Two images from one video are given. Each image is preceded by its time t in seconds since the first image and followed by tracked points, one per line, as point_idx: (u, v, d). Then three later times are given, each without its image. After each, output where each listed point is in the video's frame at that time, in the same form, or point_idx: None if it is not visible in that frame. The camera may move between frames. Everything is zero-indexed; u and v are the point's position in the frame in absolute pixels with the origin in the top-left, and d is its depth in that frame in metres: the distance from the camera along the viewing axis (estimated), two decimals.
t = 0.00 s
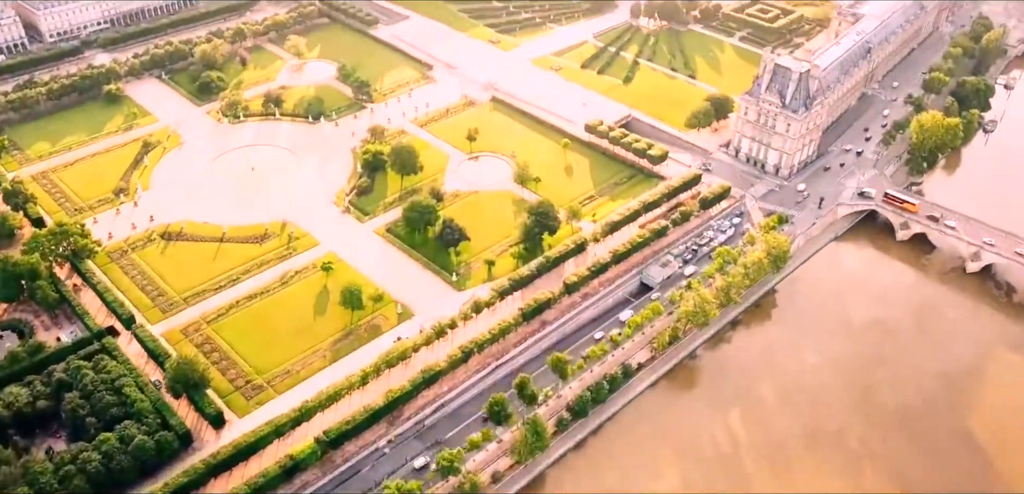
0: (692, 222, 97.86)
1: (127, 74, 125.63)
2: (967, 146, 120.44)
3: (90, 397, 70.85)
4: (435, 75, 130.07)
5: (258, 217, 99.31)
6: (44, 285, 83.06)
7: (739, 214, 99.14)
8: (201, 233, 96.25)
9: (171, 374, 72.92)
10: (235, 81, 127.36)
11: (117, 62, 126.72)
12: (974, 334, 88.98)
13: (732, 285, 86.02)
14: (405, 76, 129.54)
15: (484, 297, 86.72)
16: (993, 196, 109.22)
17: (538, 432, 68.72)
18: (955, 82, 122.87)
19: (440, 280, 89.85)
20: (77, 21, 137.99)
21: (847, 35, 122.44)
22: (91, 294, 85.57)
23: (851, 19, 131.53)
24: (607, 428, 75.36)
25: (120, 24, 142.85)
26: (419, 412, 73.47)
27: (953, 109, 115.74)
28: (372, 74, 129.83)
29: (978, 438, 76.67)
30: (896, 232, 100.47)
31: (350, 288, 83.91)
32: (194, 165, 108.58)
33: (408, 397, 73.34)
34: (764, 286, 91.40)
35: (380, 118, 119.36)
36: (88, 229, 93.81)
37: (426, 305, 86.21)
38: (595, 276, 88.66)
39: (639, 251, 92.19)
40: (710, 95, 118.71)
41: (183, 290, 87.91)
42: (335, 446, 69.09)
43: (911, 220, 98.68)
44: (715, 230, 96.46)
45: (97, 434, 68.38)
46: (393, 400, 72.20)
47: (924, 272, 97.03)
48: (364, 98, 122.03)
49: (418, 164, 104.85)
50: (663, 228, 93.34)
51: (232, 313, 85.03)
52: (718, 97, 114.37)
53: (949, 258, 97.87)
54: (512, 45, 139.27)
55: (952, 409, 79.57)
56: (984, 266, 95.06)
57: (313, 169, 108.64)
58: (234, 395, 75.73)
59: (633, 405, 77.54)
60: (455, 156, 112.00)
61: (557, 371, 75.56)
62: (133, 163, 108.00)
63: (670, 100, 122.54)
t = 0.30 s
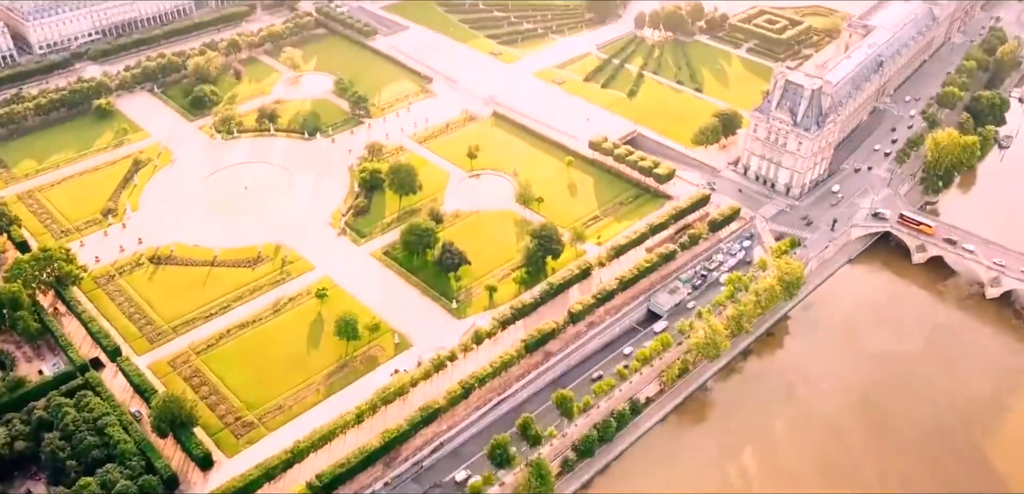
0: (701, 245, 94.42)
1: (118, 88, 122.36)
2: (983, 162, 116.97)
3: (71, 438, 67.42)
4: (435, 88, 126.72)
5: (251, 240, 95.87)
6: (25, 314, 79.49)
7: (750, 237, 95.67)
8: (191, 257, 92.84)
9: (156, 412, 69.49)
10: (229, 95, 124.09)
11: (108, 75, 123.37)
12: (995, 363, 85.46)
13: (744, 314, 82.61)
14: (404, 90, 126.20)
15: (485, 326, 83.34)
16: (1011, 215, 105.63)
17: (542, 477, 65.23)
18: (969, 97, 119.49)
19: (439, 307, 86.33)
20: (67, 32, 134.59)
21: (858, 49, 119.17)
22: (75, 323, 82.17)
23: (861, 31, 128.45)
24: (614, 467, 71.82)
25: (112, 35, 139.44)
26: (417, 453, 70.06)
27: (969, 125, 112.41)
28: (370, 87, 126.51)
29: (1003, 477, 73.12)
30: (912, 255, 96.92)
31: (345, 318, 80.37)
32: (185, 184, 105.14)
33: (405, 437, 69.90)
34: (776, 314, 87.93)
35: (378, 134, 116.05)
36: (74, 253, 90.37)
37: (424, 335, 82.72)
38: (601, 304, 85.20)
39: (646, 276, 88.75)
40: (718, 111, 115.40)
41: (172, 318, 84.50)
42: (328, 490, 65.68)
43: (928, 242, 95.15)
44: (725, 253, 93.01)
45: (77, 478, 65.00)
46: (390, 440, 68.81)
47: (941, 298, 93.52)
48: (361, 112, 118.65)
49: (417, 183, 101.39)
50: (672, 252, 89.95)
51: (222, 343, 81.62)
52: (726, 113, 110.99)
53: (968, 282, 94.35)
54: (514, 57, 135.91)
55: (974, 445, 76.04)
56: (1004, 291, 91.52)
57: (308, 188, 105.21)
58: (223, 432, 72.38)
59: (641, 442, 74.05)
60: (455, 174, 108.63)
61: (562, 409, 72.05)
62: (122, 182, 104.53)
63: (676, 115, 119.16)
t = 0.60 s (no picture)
0: (710, 270, 91.04)
1: (107, 102, 119.01)
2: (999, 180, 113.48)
3: (49, 484, 64.47)
4: (434, 103, 123.33)
5: (243, 264, 92.39)
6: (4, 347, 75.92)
7: (761, 261, 92.24)
8: (181, 282, 89.39)
9: (141, 454, 66.17)
10: (223, 109, 120.76)
11: (98, 89, 119.98)
12: (1017, 395, 82.06)
13: (755, 345, 79.15)
14: (402, 104, 122.86)
15: (486, 358, 79.76)
16: None
17: None
18: (985, 112, 116.04)
19: (438, 336, 82.84)
20: (57, 44, 131.12)
21: (869, 63, 115.87)
22: (58, 355, 78.81)
23: (873, 43, 124.26)
24: None
25: (104, 46, 135.98)
26: None
27: (984, 142, 108.96)
28: (368, 101, 123.12)
29: None
30: (929, 280, 93.44)
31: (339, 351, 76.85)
32: (175, 204, 101.65)
33: (403, 481, 66.53)
34: (789, 343, 84.52)
35: (375, 151, 112.68)
36: (59, 279, 86.94)
37: (423, 367, 79.26)
38: (607, 334, 81.75)
39: (654, 304, 85.33)
40: (726, 127, 112.01)
41: (159, 349, 81.04)
42: None
43: (945, 267, 91.68)
44: (735, 279, 89.57)
45: None
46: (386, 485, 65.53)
47: (960, 325, 90.11)
48: (358, 128, 115.26)
49: (416, 204, 97.96)
50: (680, 278, 86.56)
51: (212, 375, 78.19)
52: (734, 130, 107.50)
53: (987, 308, 90.94)
54: (516, 69, 132.47)
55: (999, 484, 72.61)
56: None
57: (303, 208, 101.76)
58: (211, 474, 69.06)
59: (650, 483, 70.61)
60: (455, 194, 105.27)
61: (567, 451, 68.71)
62: (110, 202, 101.15)
63: (682, 131, 115.74)
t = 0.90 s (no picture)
0: (719, 296, 87.72)
1: (97, 117, 115.75)
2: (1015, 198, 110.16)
3: None
4: (433, 117, 120.04)
5: (234, 290, 88.98)
6: None
7: (772, 287, 88.91)
8: (169, 309, 85.96)
9: None
10: (216, 125, 117.45)
11: (87, 104, 116.68)
12: None
13: (768, 378, 75.68)
14: (400, 119, 119.58)
15: (487, 392, 76.45)
16: None
17: None
18: (1000, 128, 112.78)
19: (438, 367, 79.45)
20: (47, 56, 127.75)
21: (881, 77, 112.58)
22: (40, 389, 75.50)
23: (884, 56, 120.70)
24: None
25: (95, 58, 132.58)
26: None
27: (1001, 160, 105.73)
28: (365, 116, 119.79)
29: None
30: (946, 306, 90.10)
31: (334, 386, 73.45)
32: (165, 225, 98.24)
33: None
34: (802, 375, 81.19)
35: (373, 169, 109.36)
36: (42, 306, 83.53)
37: (421, 401, 75.89)
38: (614, 366, 78.41)
39: (662, 333, 82.00)
40: (734, 144, 108.72)
41: (146, 381, 77.61)
42: None
43: (964, 293, 88.36)
44: (746, 306, 86.22)
45: None
46: None
47: (979, 354, 86.79)
48: (355, 145, 111.93)
49: (414, 226, 94.62)
50: (690, 305, 83.20)
51: (201, 410, 74.77)
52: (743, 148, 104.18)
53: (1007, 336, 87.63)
54: (517, 83, 129.18)
55: None
56: None
57: (297, 229, 98.37)
58: None
59: None
60: (456, 214, 101.95)
61: None
62: (98, 223, 97.84)
63: (689, 147, 112.47)
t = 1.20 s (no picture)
0: (730, 326, 84.20)
1: (86, 133, 112.37)
2: None
3: None
4: (433, 133, 116.54)
5: (225, 318, 85.52)
6: None
7: (785, 315, 85.39)
8: (157, 339, 82.46)
9: None
10: (209, 141, 113.97)
11: (77, 119, 113.33)
12: None
13: (783, 415, 72.16)
14: (398, 135, 116.13)
15: (489, 431, 72.99)
16: None
17: None
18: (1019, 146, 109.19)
19: (437, 402, 75.96)
20: (36, 69, 124.42)
21: (895, 93, 109.01)
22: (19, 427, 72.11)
23: (897, 70, 117.05)
24: None
25: (86, 70, 129.28)
26: None
27: (1020, 180, 102.11)
28: (363, 132, 116.30)
29: None
30: (966, 335, 86.53)
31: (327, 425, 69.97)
32: (154, 248, 94.70)
33: None
34: (818, 410, 77.64)
35: (370, 188, 105.83)
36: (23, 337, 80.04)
37: (420, 440, 72.41)
38: (622, 402, 74.87)
39: (672, 366, 78.48)
40: (743, 163, 105.21)
41: (131, 418, 74.13)
42: None
43: (985, 322, 84.80)
44: (759, 336, 82.70)
45: None
46: None
47: (1002, 387, 83.14)
48: (352, 163, 108.37)
49: (413, 250, 91.03)
50: (700, 336, 79.59)
51: (188, 450, 71.33)
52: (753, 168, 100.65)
53: None
54: (519, 97, 125.67)
55: None
56: None
57: (290, 253, 94.81)
58: None
59: None
60: (456, 235, 98.40)
61: None
62: (85, 246, 94.36)
63: (696, 166, 108.94)
